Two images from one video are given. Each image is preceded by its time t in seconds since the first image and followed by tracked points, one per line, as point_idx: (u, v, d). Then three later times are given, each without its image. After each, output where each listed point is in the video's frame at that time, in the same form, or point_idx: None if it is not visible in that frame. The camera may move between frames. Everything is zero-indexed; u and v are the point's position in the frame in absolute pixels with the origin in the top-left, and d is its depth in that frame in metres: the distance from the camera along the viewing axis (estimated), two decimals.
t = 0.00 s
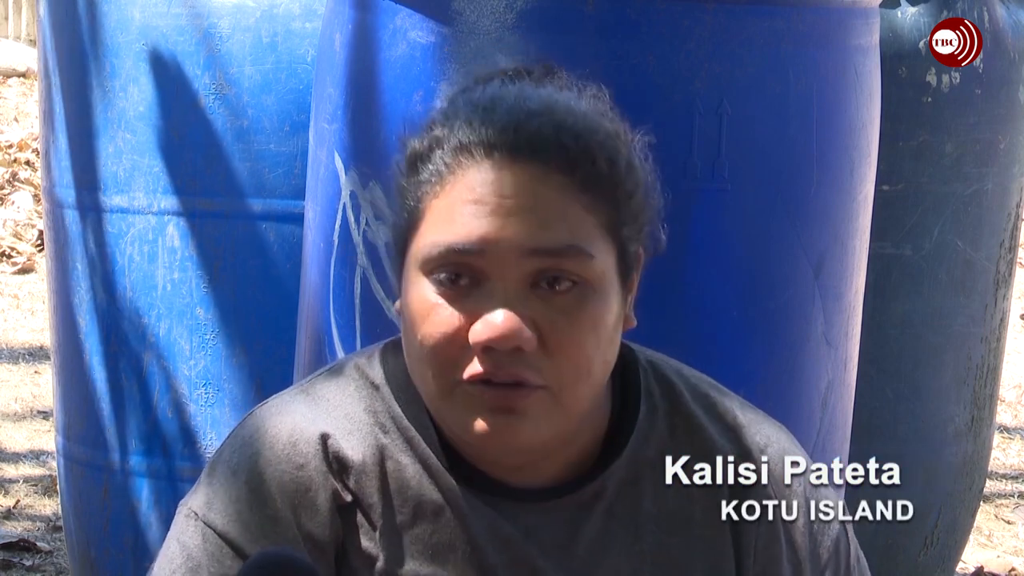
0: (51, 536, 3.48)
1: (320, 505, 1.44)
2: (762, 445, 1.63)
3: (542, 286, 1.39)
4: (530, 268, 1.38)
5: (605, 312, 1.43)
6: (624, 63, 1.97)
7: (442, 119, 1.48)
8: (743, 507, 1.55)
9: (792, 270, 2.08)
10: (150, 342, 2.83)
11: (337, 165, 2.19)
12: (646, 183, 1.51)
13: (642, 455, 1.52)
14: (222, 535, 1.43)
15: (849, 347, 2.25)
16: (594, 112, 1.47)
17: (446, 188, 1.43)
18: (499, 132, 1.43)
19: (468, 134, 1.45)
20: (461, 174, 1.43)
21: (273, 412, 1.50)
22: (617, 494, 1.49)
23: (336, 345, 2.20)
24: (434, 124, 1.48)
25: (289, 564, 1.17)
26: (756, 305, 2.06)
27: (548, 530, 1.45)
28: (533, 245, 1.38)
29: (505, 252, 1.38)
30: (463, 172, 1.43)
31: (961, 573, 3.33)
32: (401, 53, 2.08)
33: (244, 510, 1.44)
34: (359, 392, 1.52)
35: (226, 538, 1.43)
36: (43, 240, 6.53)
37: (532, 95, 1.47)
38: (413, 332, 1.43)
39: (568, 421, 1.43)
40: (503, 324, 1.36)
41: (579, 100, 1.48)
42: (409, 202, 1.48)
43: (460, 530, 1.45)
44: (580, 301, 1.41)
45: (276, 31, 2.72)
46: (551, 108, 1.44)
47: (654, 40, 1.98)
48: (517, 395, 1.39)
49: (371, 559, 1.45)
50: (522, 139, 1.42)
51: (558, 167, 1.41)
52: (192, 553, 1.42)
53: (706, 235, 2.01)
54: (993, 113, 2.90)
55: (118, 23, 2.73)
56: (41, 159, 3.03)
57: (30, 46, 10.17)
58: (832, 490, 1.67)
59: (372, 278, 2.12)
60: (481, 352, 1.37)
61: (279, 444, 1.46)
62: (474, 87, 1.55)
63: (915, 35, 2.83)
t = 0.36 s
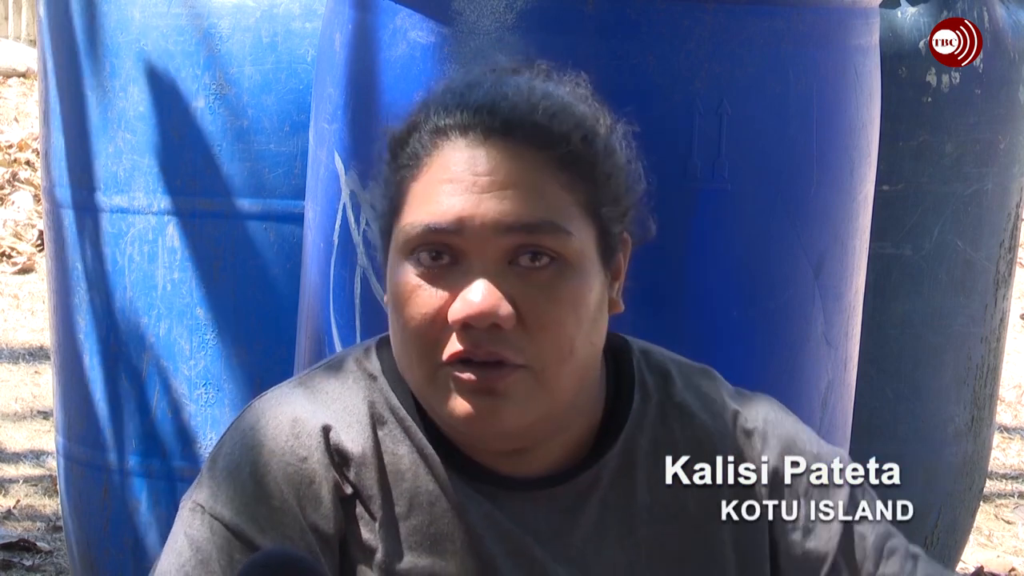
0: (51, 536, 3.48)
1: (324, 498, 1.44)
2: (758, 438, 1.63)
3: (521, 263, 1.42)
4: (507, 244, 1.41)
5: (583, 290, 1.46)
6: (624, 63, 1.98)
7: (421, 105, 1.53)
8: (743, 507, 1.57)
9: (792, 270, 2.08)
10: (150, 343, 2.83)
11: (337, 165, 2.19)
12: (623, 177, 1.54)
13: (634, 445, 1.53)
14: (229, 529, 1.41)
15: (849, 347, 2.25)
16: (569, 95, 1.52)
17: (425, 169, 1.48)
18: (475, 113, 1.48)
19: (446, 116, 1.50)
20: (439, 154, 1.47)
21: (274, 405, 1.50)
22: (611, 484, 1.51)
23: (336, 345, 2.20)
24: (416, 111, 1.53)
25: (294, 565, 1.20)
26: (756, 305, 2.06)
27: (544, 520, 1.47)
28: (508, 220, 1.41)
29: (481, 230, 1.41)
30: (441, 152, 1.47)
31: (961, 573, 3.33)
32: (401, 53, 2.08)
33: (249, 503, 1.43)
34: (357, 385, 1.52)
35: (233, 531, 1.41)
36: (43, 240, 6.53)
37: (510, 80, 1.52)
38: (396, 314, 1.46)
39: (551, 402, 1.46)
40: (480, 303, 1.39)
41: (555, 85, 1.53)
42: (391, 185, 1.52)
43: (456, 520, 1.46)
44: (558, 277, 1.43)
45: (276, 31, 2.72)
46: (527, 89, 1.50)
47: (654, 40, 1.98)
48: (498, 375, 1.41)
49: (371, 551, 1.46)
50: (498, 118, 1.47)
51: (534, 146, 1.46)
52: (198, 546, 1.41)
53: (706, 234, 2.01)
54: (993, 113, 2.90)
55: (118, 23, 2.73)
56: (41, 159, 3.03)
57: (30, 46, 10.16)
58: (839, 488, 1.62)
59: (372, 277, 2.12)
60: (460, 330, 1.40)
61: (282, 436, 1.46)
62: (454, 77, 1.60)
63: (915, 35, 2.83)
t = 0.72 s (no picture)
0: (51, 536, 3.48)
1: (334, 499, 1.47)
2: (746, 413, 1.60)
3: (547, 258, 1.42)
4: (534, 239, 1.42)
5: (605, 282, 1.47)
6: (624, 63, 1.98)
7: (425, 107, 1.53)
8: (743, 507, 1.56)
9: (792, 270, 2.08)
10: (150, 343, 2.83)
11: (337, 165, 2.19)
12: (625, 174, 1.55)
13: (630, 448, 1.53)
14: (240, 529, 1.45)
15: (850, 347, 2.25)
16: (569, 92, 1.54)
17: (440, 172, 1.47)
18: (486, 111, 1.48)
19: (455, 116, 1.49)
20: (453, 156, 1.47)
21: (285, 406, 1.53)
22: (608, 488, 1.51)
23: (336, 345, 2.20)
24: (420, 115, 1.53)
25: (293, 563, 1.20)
26: (756, 305, 2.06)
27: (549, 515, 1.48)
28: (534, 217, 1.42)
29: (508, 228, 1.41)
30: (455, 155, 1.47)
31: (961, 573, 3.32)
32: (401, 53, 2.08)
33: (261, 504, 1.47)
34: (367, 386, 1.54)
35: (244, 531, 1.45)
36: (43, 240, 6.53)
37: (509, 79, 1.54)
38: (418, 317, 1.46)
39: (576, 394, 1.47)
40: (511, 299, 1.39)
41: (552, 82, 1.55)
42: (401, 193, 1.51)
43: (467, 521, 1.47)
44: (582, 271, 1.44)
45: (276, 31, 2.72)
46: (531, 86, 1.51)
47: (654, 40, 1.98)
48: (530, 370, 1.42)
49: (383, 554, 1.48)
50: (509, 116, 1.47)
51: (549, 142, 1.47)
52: (209, 547, 1.44)
53: (706, 234, 2.01)
54: (993, 113, 2.89)
55: (118, 23, 2.73)
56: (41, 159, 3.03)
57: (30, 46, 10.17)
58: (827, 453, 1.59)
59: (372, 277, 2.12)
60: (491, 328, 1.40)
61: (293, 438, 1.49)
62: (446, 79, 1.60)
63: (915, 35, 2.84)
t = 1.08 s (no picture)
0: (51, 536, 3.48)
1: (314, 491, 1.48)
2: (722, 406, 1.60)
3: (545, 257, 1.43)
4: (533, 238, 1.42)
5: (597, 276, 1.49)
6: (624, 63, 1.98)
7: (411, 108, 1.52)
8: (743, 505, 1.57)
9: (792, 269, 2.08)
10: (150, 343, 2.83)
11: (337, 165, 2.19)
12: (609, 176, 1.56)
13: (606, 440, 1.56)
14: (222, 524, 1.45)
15: (850, 347, 2.25)
16: (552, 90, 1.55)
17: (436, 174, 1.46)
18: (476, 111, 1.48)
19: (445, 117, 1.49)
20: (449, 159, 1.46)
21: (263, 401, 1.55)
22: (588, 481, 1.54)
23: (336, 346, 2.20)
24: (407, 115, 1.51)
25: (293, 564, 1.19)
26: (756, 304, 2.05)
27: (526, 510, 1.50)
28: (533, 217, 1.42)
29: (509, 228, 1.41)
30: (450, 157, 1.46)
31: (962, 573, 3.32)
32: (401, 54, 2.08)
33: (241, 497, 1.47)
34: (345, 381, 1.57)
35: (226, 526, 1.45)
36: (43, 240, 6.53)
37: (493, 80, 1.54)
38: (415, 320, 1.45)
39: (575, 389, 1.48)
40: (514, 299, 1.39)
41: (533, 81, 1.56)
42: (394, 195, 1.50)
43: (446, 517, 1.49)
44: (578, 267, 1.45)
45: (276, 31, 2.72)
46: (516, 86, 1.51)
47: (654, 40, 1.98)
48: (533, 367, 1.43)
49: (361, 544, 1.50)
50: (500, 115, 1.48)
51: (540, 140, 1.47)
52: (192, 543, 1.44)
53: (706, 234, 2.01)
54: (994, 113, 2.89)
55: (118, 23, 2.73)
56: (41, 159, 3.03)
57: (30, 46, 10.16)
58: (802, 444, 1.57)
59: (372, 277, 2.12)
60: (494, 328, 1.40)
61: (271, 431, 1.51)
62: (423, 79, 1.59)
63: (915, 35, 2.85)
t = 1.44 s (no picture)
0: (51, 536, 3.48)
1: (303, 490, 1.48)
2: (712, 399, 1.59)
3: (545, 257, 1.44)
4: (533, 239, 1.43)
5: (594, 272, 1.49)
6: (624, 63, 1.98)
7: (400, 115, 1.50)
8: (743, 507, 1.58)
9: (792, 269, 2.08)
10: (150, 343, 2.83)
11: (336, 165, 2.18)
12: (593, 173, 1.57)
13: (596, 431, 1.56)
14: (212, 525, 1.45)
15: (849, 347, 2.25)
16: (534, 88, 1.54)
17: (432, 180, 1.45)
18: (466, 113, 1.47)
19: (437, 122, 1.48)
20: (445, 164, 1.45)
21: (249, 399, 1.53)
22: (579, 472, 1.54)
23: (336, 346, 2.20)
24: (396, 122, 1.50)
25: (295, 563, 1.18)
26: (757, 304, 2.05)
27: (519, 503, 1.51)
28: (533, 218, 1.42)
29: (511, 230, 1.41)
30: (446, 162, 1.45)
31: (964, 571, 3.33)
32: (401, 54, 2.08)
33: (229, 497, 1.46)
34: (332, 379, 1.56)
35: (216, 527, 1.44)
36: (43, 240, 6.54)
37: (476, 80, 1.53)
38: (418, 327, 1.45)
39: (575, 388, 1.50)
40: (519, 302, 1.40)
41: (516, 78, 1.55)
42: (390, 203, 1.49)
43: (437, 514, 1.49)
44: (576, 265, 1.46)
45: (276, 31, 2.72)
46: (503, 85, 1.51)
47: (654, 40, 1.98)
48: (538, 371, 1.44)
49: (351, 540, 1.50)
50: (491, 116, 1.47)
51: (532, 140, 1.47)
52: (182, 545, 1.44)
53: (706, 234, 2.01)
54: (993, 113, 2.89)
55: (118, 23, 2.73)
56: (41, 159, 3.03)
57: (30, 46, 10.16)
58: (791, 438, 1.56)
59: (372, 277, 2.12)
60: (500, 331, 1.40)
61: (258, 430, 1.49)
62: (404, 82, 1.58)
63: (915, 35, 2.83)
